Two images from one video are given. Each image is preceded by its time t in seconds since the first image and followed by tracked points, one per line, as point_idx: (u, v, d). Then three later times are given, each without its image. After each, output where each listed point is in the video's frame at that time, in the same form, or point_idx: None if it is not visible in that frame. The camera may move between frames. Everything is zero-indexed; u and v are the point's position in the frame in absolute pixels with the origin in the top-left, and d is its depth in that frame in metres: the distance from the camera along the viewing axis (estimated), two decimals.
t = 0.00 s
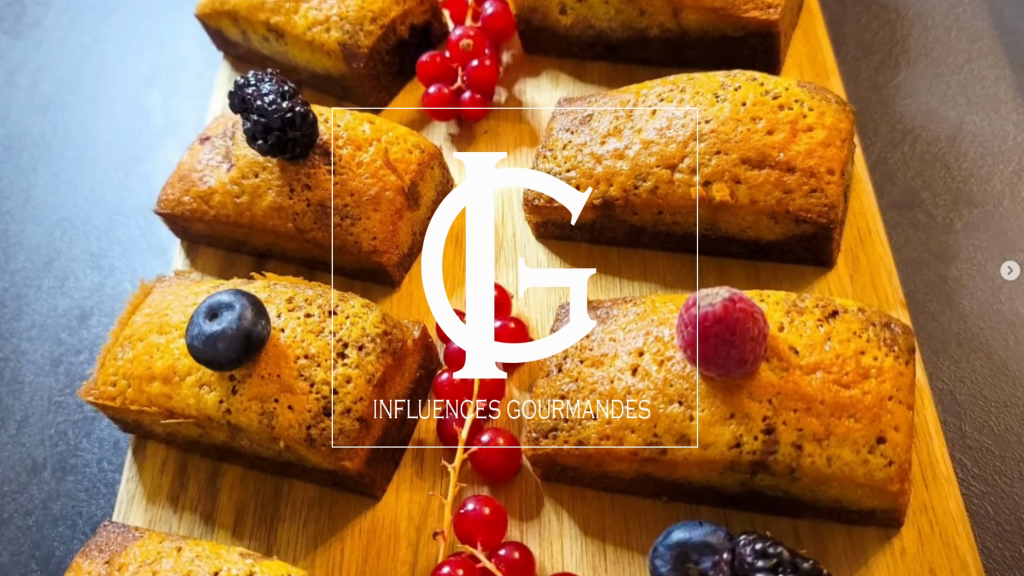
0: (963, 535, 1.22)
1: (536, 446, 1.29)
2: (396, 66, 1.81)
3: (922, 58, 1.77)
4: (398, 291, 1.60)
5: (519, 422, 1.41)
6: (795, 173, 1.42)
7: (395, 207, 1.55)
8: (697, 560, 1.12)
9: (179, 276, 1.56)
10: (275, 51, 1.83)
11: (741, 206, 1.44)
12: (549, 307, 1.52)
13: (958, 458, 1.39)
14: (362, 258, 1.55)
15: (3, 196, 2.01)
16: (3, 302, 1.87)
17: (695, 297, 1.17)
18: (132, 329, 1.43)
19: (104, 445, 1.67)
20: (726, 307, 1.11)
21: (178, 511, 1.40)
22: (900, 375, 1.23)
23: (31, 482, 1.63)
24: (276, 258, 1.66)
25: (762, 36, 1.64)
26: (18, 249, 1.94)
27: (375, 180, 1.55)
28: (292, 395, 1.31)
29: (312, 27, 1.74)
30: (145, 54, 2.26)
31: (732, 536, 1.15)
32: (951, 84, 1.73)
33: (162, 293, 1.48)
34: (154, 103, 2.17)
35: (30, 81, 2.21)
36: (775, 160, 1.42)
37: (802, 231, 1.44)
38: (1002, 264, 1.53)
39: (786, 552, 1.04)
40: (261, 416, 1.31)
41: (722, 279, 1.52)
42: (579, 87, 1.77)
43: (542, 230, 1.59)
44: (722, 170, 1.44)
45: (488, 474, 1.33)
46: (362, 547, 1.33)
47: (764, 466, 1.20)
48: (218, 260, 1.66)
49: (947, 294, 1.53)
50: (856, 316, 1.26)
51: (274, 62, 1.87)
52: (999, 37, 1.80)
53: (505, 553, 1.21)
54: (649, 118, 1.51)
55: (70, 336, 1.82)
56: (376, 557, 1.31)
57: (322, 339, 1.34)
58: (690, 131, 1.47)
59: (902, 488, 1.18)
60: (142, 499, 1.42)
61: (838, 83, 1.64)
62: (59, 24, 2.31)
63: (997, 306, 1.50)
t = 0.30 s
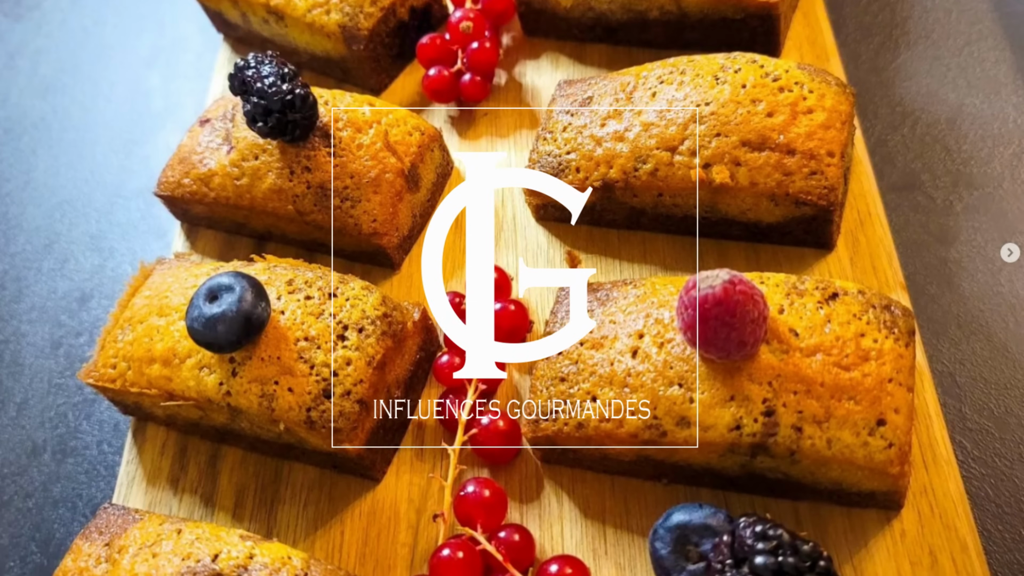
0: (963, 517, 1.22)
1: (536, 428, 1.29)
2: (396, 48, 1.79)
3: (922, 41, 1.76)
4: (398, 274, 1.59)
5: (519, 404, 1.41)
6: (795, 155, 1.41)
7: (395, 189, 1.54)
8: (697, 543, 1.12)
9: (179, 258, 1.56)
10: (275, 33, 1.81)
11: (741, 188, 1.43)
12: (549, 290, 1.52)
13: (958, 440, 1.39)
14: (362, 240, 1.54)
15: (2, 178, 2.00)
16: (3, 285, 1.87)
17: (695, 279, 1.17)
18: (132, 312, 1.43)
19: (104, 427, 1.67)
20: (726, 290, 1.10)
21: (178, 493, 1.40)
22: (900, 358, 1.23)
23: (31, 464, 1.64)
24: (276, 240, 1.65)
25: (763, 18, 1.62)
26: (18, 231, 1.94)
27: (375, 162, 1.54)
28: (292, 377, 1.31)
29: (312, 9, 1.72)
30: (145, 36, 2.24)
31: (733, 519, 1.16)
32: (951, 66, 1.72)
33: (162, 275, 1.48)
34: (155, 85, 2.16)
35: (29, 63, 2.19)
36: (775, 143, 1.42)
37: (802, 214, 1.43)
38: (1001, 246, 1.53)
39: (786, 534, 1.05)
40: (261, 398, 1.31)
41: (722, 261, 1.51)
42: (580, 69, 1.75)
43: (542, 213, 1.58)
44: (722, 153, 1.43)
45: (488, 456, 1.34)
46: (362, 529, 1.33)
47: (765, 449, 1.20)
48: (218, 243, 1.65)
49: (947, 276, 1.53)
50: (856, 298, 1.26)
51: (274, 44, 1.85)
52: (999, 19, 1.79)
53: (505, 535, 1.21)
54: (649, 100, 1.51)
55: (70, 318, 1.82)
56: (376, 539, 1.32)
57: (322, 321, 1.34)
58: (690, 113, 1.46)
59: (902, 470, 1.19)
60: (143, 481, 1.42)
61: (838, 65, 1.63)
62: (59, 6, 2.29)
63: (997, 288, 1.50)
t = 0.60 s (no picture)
0: (963, 500, 1.22)
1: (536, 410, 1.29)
2: (396, 30, 1.78)
3: (922, 23, 1.75)
4: (398, 256, 1.59)
5: (519, 386, 1.41)
6: (795, 138, 1.40)
7: (395, 171, 1.53)
8: (697, 525, 1.14)
9: (179, 240, 1.55)
10: (275, 15, 1.80)
11: (741, 171, 1.42)
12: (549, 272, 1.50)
13: (958, 423, 1.39)
14: (362, 223, 1.54)
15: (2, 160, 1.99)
16: (3, 267, 1.86)
17: (695, 261, 1.16)
18: (132, 294, 1.42)
19: (105, 410, 1.68)
20: (726, 272, 1.10)
21: (178, 475, 1.41)
22: (900, 340, 1.23)
23: (31, 446, 1.64)
24: (276, 223, 1.64)
25: None
26: (18, 214, 1.93)
27: (375, 144, 1.53)
28: (292, 359, 1.31)
29: None
30: (146, 19, 2.23)
31: (733, 501, 1.16)
32: (951, 49, 1.71)
33: (162, 257, 1.48)
34: (155, 67, 2.14)
35: (30, 45, 2.17)
36: (775, 125, 1.41)
37: (802, 196, 1.42)
38: (1001, 229, 1.52)
39: (786, 516, 1.05)
40: (261, 380, 1.31)
41: (722, 244, 1.51)
42: (580, 52, 1.74)
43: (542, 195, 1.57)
44: (722, 135, 1.42)
45: (488, 438, 1.34)
46: (362, 511, 1.34)
47: (765, 431, 1.20)
48: (218, 225, 1.64)
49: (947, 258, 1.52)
50: (856, 281, 1.26)
51: (274, 26, 1.83)
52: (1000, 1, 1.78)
53: (505, 517, 1.21)
54: (649, 83, 1.50)
55: (70, 301, 1.82)
56: (376, 521, 1.32)
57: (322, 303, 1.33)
58: (690, 95, 1.45)
59: (902, 452, 1.19)
60: (143, 463, 1.43)
61: (838, 47, 1.62)
62: None
63: (997, 271, 1.50)
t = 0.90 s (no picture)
0: (963, 482, 1.22)
1: (536, 392, 1.29)
2: (396, 13, 1.76)
3: (923, 5, 1.75)
4: (398, 238, 1.57)
5: (519, 368, 1.40)
6: (795, 120, 1.40)
7: (395, 153, 1.52)
8: (697, 507, 1.14)
9: (179, 222, 1.54)
10: None
11: (741, 153, 1.41)
12: (549, 254, 1.50)
13: (958, 405, 1.39)
14: (362, 205, 1.53)
15: (2, 143, 1.98)
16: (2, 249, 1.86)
17: (694, 243, 1.16)
18: (132, 277, 1.42)
19: (104, 392, 1.67)
20: (726, 255, 1.10)
21: (178, 458, 1.41)
22: (900, 322, 1.23)
23: (31, 429, 1.64)
24: (276, 205, 1.63)
25: None
26: (18, 196, 1.91)
27: (375, 126, 1.52)
28: (292, 342, 1.30)
29: None
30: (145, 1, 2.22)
31: (733, 483, 1.17)
32: (951, 31, 1.71)
33: (162, 239, 1.47)
34: (154, 49, 2.14)
35: (29, 28, 2.16)
36: (775, 107, 1.40)
37: (802, 178, 1.42)
38: (1001, 211, 1.52)
39: (786, 499, 1.05)
40: (260, 362, 1.30)
41: (722, 226, 1.50)
42: (579, 34, 1.72)
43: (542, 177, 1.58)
44: (722, 117, 1.41)
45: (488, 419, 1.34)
46: (362, 493, 1.34)
47: (765, 413, 1.20)
48: (218, 207, 1.63)
49: (947, 240, 1.52)
50: (856, 263, 1.25)
51: (273, 8, 1.81)
52: None
53: (506, 500, 1.22)
54: (649, 65, 1.49)
55: (70, 283, 1.81)
56: (376, 503, 1.32)
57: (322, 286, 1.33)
58: (690, 78, 1.44)
59: (902, 434, 1.19)
60: (142, 445, 1.42)
61: (838, 30, 1.60)
62: None
63: (997, 253, 1.50)
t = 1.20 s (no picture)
0: (963, 464, 1.23)
1: (536, 374, 1.29)
2: None
3: None
4: (398, 221, 1.56)
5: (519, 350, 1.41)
6: (795, 102, 1.39)
7: (395, 135, 1.51)
8: (697, 490, 1.14)
9: (179, 204, 1.53)
10: None
11: (741, 135, 1.41)
12: (549, 236, 1.49)
13: (958, 387, 1.39)
14: (362, 187, 1.52)
15: (2, 125, 1.97)
16: (2, 232, 1.85)
17: (694, 225, 1.15)
18: (132, 259, 1.41)
19: (104, 373, 1.67)
20: (726, 237, 1.09)
21: (178, 440, 1.41)
22: (900, 304, 1.23)
23: (31, 411, 1.64)
24: (276, 187, 1.62)
25: None
26: (18, 178, 1.90)
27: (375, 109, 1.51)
28: (292, 324, 1.30)
29: None
30: None
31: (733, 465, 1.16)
32: (951, 13, 1.71)
33: (162, 222, 1.46)
34: (155, 31, 2.13)
35: (29, 9, 2.16)
36: (775, 89, 1.39)
37: (803, 160, 1.41)
38: (1002, 193, 1.51)
39: (786, 481, 1.05)
40: (261, 345, 1.30)
41: (722, 208, 1.49)
42: (580, 16, 1.71)
43: (543, 159, 1.57)
44: (722, 99, 1.40)
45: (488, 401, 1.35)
46: (362, 476, 1.34)
47: (764, 395, 1.20)
48: (218, 189, 1.62)
49: (947, 222, 1.52)
50: (856, 245, 1.25)
51: None
52: None
53: (505, 482, 1.22)
54: (649, 47, 1.48)
55: (70, 266, 1.80)
56: (376, 485, 1.33)
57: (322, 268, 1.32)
58: (690, 60, 1.43)
59: (902, 416, 1.19)
60: (142, 428, 1.43)
61: (839, 11, 1.59)
62: None
63: (997, 235, 1.49)
